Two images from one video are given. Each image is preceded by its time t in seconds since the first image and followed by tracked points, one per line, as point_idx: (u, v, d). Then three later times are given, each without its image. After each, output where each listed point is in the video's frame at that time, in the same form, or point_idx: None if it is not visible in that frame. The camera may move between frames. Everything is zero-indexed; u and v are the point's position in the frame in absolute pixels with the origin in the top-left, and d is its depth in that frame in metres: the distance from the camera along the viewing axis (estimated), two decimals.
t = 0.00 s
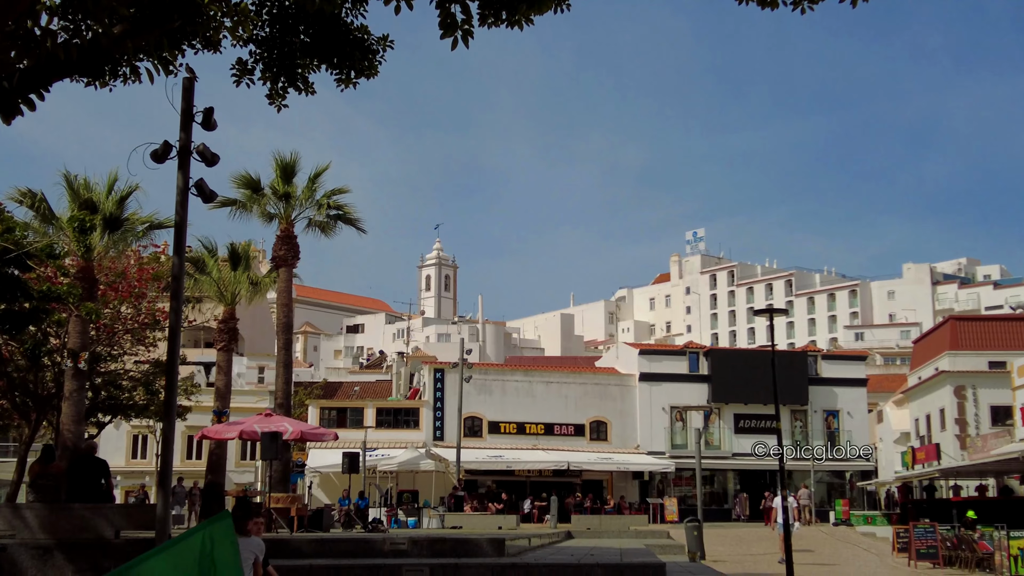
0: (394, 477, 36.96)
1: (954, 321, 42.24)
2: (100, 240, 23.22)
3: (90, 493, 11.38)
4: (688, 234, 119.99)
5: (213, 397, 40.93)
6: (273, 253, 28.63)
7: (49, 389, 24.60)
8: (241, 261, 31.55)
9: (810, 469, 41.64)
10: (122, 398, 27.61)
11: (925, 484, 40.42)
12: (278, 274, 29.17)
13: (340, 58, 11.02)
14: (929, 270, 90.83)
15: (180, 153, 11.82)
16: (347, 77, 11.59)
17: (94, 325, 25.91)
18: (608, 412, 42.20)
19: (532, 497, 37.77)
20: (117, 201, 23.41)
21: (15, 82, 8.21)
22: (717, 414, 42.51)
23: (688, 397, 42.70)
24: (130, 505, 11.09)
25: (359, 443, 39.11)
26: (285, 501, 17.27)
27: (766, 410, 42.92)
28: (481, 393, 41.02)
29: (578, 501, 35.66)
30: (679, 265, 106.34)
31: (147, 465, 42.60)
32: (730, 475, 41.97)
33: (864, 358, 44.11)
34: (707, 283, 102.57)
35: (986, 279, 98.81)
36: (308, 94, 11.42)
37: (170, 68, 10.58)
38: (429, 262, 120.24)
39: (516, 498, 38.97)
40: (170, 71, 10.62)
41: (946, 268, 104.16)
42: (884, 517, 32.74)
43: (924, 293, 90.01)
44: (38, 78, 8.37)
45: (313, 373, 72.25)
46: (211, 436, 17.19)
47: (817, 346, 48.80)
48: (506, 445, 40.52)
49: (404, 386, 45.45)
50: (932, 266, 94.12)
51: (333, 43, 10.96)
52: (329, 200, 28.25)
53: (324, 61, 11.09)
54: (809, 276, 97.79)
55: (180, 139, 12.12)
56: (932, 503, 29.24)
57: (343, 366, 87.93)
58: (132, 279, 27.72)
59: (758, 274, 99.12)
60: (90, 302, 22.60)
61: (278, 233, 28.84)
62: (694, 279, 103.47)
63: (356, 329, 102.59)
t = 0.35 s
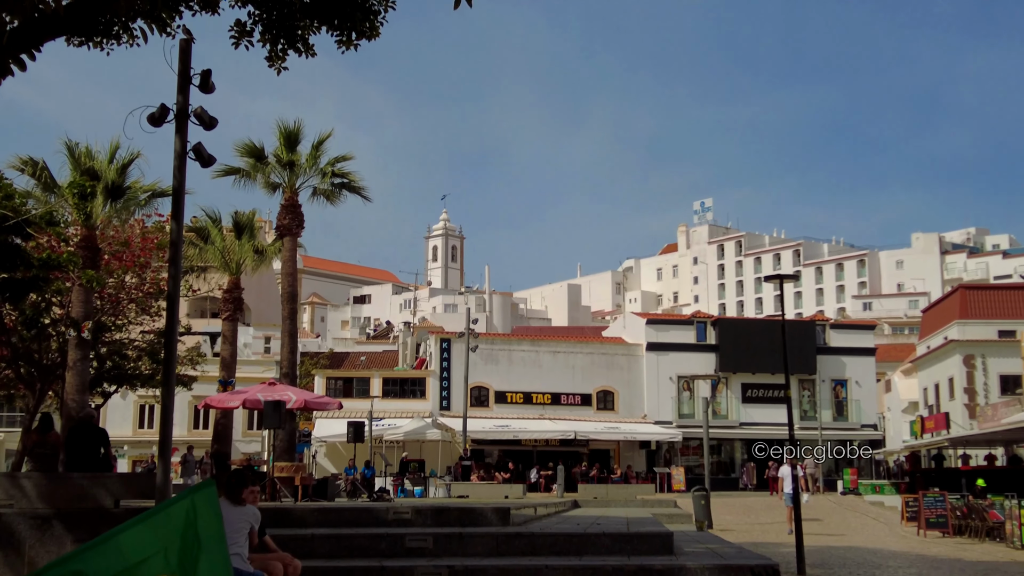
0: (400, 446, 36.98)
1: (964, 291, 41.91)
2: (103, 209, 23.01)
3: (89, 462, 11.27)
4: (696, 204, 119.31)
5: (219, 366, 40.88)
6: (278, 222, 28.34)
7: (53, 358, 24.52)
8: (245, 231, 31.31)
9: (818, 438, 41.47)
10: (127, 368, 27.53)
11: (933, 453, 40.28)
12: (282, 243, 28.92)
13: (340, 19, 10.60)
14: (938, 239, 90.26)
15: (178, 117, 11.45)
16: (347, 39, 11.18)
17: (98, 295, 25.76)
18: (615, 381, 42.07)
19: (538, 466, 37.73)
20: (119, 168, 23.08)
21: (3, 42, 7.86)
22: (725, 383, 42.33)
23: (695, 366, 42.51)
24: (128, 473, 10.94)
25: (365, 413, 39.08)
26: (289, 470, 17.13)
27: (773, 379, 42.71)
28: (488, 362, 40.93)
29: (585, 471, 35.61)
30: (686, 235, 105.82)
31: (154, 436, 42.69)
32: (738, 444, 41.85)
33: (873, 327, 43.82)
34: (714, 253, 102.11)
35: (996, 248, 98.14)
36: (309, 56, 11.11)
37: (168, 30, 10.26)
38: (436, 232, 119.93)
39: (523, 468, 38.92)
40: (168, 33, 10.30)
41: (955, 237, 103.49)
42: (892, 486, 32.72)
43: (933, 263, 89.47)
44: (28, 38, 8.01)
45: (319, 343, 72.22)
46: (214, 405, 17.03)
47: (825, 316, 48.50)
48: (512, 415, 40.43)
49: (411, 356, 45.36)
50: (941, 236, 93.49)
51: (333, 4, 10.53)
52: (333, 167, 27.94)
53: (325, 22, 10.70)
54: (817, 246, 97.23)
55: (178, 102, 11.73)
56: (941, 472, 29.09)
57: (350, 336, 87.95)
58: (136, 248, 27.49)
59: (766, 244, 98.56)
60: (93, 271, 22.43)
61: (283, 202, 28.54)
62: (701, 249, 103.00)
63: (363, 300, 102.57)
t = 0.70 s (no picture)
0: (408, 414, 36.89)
1: (977, 257, 41.33)
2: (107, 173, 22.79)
3: (89, 429, 11.04)
4: (706, 171, 118.39)
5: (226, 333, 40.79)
6: (283, 187, 28.03)
7: (58, 325, 24.37)
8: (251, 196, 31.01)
9: (829, 405, 41.23)
10: (133, 334, 27.40)
11: (945, 420, 40.00)
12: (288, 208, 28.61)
13: None
14: (950, 206, 89.44)
15: (175, 74, 10.91)
16: None
17: (103, 261, 25.55)
18: (624, 347, 41.87)
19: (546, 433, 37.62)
20: (122, 132, 22.81)
21: None
22: (734, 350, 42.03)
23: (705, 333, 42.23)
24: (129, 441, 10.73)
25: (373, 379, 38.99)
26: (294, 437, 16.94)
27: (784, 346, 42.39)
28: (496, 329, 40.71)
29: (594, 438, 35.48)
30: (696, 202, 105.06)
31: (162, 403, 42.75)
32: (747, 411, 41.61)
33: (884, 294, 43.41)
34: (724, 220, 101.45)
35: (1008, 215, 97.25)
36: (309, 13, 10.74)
37: None
38: (444, 200, 119.38)
39: (531, 435, 38.82)
40: None
41: (967, 204, 102.53)
42: (903, 453, 32.56)
43: (945, 230, 88.72)
44: None
45: (328, 311, 72.13)
46: (219, 370, 16.84)
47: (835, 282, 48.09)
48: (521, 381, 40.27)
49: (418, 323, 45.21)
50: (953, 202, 92.62)
51: None
52: (339, 131, 27.55)
53: None
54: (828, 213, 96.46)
55: (175, 59, 11.09)
56: (953, 439, 28.86)
57: (358, 304, 87.87)
58: (141, 213, 27.27)
59: (776, 210, 97.81)
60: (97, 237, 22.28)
61: (288, 166, 28.18)
62: (711, 216, 102.33)
63: (371, 268, 102.40)
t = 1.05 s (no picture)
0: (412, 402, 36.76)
1: (985, 244, 40.73)
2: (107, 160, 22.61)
3: (84, 419, 10.83)
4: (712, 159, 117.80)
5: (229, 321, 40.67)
6: (285, 174, 27.76)
7: (60, 313, 24.19)
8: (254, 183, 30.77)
9: (836, 394, 40.97)
10: (136, 322, 27.22)
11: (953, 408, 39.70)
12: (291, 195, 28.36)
13: None
14: (958, 193, 88.83)
15: (170, 55, 10.61)
16: None
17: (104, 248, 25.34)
18: (630, 335, 41.61)
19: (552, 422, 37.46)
20: (122, 118, 22.56)
21: None
22: (741, 338, 41.75)
23: (711, 321, 41.95)
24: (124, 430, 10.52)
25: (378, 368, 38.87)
26: (295, 427, 16.74)
27: (791, 334, 42.10)
28: (501, 317, 40.46)
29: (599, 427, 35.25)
30: (702, 189, 104.50)
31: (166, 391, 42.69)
32: (754, 400, 41.35)
33: (892, 282, 43.06)
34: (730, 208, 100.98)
35: (1016, 203, 96.60)
36: None
37: None
38: (450, 188, 119.07)
39: (536, 424, 38.66)
40: None
41: (975, 191, 101.85)
42: (910, 442, 32.35)
43: (953, 217, 88.15)
44: None
45: (333, 299, 72.00)
46: (219, 358, 16.63)
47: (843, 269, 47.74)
48: (526, 370, 40.08)
49: (423, 311, 45.04)
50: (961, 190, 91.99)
51: None
52: (342, 117, 27.26)
53: None
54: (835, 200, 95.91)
55: (171, 40, 10.79)
56: (962, 428, 28.60)
57: (363, 292, 87.73)
58: (143, 201, 27.03)
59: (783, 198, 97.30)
60: (97, 224, 22.10)
61: (290, 153, 27.91)
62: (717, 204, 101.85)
63: (376, 256, 102.19)
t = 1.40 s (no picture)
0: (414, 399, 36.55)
1: (990, 240, 40.27)
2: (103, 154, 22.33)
3: (74, 416, 10.60)
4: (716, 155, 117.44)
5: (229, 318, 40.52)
6: (285, 170, 27.52)
7: (57, 310, 23.98)
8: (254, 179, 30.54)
9: (840, 390, 40.66)
10: (135, 319, 27.00)
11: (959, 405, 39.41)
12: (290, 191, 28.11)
13: None
14: (962, 189, 88.42)
15: (160, 44, 10.35)
16: None
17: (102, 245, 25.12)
18: (633, 332, 41.35)
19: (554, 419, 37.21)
20: (120, 112, 22.30)
21: None
22: (745, 334, 41.50)
23: (715, 318, 41.68)
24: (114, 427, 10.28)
25: (379, 365, 38.68)
26: (292, 424, 16.50)
27: (795, 331, 41.80)
28: (503, 314, 40.23)
29: (602, 424, 35.00)
30: (705, 185, 104.14)
31: (167, 388, 42.61)
32: (758, 397, 41.05)
33: (897, 278, 42.75)
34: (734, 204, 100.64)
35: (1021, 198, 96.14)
36: None
37: None
38: (452, 184, 118.84)
39: (539, 421, 38.41)
40: None
41: (979, 187, 101.39)
42: (915, 439, 32.10)
43: (957, 213, 87.73)
44: None
45: (336, 297, 71.86)
46: (214, 355, 16.40)
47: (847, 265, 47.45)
48: (528, 367, 39.84)
49: (425, 308, 44.85)
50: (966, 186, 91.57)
51: None
52: (341, 112, 27.02)
53: None
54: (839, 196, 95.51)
55: (161, 29, 10.53)
56: (968, 425, 28.31)
57: (366, 289, 87.57)
58: (142, 196, 26.80)
59: (786, 194, 96.95)
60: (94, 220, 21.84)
61: (289, 148, 27.67)
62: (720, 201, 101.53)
63: (379, 253, 102.09)
